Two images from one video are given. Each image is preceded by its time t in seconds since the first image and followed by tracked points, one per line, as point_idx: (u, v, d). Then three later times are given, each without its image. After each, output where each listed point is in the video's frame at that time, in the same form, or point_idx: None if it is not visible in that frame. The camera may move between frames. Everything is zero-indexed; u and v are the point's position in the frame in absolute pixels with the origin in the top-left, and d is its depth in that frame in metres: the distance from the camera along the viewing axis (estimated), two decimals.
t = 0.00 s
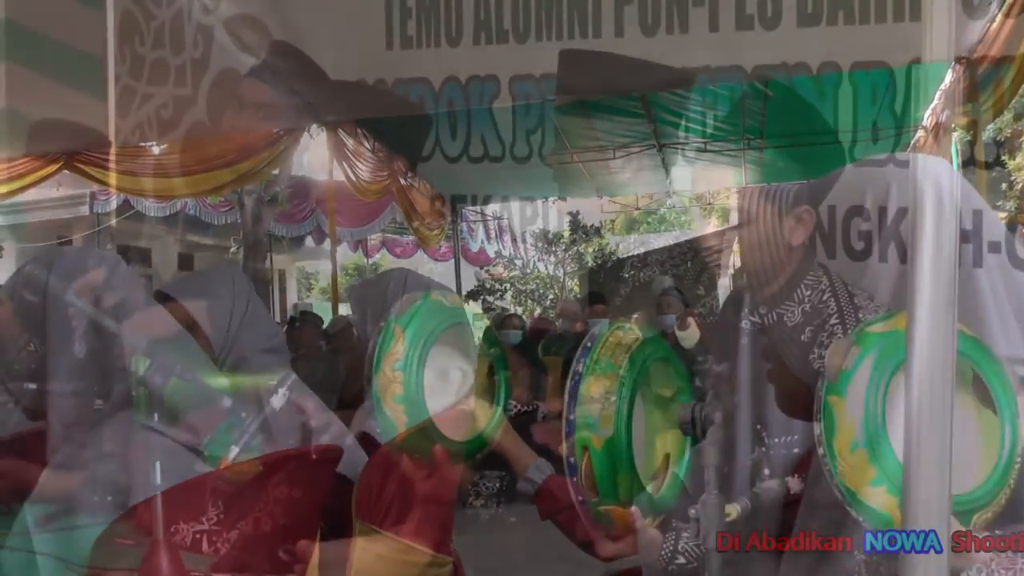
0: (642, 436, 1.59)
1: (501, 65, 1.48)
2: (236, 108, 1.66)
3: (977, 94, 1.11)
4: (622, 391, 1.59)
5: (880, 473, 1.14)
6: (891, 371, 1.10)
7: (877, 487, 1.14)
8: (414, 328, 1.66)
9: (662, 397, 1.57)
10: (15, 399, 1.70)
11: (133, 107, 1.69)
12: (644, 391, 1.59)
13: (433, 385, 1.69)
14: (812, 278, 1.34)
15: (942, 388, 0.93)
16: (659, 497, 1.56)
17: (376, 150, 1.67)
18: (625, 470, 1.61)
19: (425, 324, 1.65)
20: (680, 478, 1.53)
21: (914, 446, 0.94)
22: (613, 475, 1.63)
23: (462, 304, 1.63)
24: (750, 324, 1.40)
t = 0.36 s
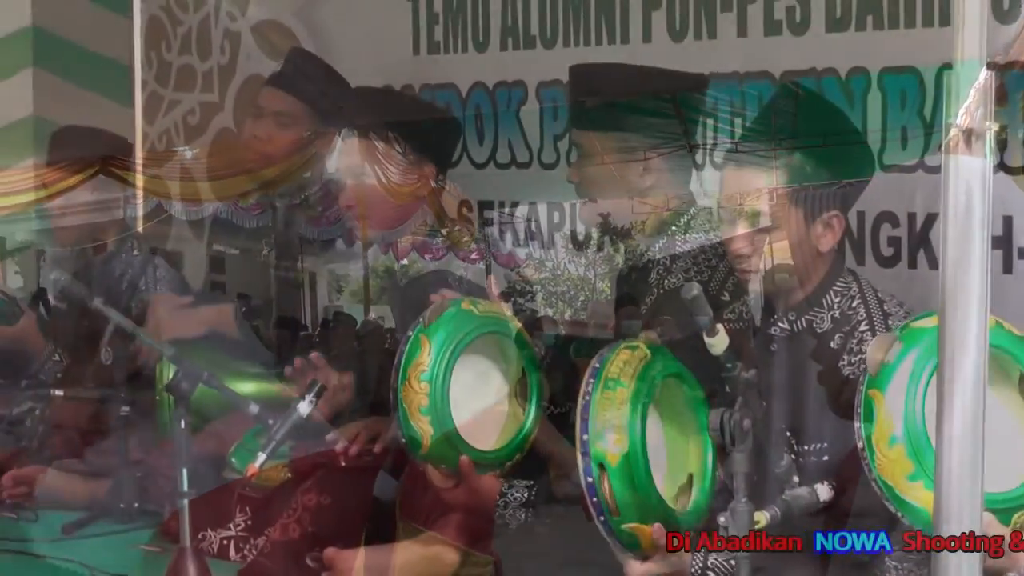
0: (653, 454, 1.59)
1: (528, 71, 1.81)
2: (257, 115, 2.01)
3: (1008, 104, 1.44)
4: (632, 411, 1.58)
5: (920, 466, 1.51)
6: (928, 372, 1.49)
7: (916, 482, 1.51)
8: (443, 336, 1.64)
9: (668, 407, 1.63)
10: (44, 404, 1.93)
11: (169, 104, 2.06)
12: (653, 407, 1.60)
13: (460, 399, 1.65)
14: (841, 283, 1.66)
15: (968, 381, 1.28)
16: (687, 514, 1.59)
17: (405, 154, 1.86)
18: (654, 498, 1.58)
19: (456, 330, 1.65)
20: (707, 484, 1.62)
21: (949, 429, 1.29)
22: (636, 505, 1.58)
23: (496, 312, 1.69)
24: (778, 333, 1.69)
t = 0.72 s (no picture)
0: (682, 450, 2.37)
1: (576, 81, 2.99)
2: (282, 115, 3.68)
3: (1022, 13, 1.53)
4: (661, 406, 2.36)
5: (958, 477, 2.11)
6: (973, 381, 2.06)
7: (957, 500, 2.13)
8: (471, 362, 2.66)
9: (693, 400, 2.48)
10: (64, 409, 3.66)
11: (184, 116, 4.02)
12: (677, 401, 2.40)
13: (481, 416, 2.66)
14: (879, 289, 2.53)
15: (1015, 378, 1.65)
16: (717, 505, 2.40)
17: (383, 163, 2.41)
18: (687, 494, 2.35)
19: (481, 357, 2.68)
20: (731, 475, 2.44)
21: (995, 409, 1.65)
22: (666, 492, 2.34)
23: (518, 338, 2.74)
24: (816, 335, 2.54)
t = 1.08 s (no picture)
0: (707, 453, 2.16)
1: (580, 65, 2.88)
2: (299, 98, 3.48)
3: None
4: (685, 408, 2.13)
5: (996, 457, 1.94)
6: (1009, 365, 1.98)
7: (992, 481, 1.95)
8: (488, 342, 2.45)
9: (715, 402, 2.26)
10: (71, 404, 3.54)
11: (200, 104, 3.98)
12: (700, 406, 2.17)
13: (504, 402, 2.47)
14: (910, 284, 2.32)
15: None
16: (743, 511, 2.19)
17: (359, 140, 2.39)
18: (721, 501, 2.13)
19: (501, 335, 2.46)
20: (754, 484, 2.23)
21: None
22: (694, 498, 2.11)
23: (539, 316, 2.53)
24: (845, 332, 2.34)
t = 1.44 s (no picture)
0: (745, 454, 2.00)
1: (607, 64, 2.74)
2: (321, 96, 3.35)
3: None
4: (723, 405, 1.97)
5: None
6: None
7: None
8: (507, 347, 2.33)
9: (756, 399, 2.10)
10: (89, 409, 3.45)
11: (218, 101, 3.90)
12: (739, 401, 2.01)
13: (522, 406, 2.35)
14: (948, 285, 2.16)
15: None
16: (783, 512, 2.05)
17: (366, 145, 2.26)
18: (757, 501, 1.98)
19: (520, 338, 2.34)
20: (794, 482, 2.10)
21: None
22: (728, 500, 1.97)
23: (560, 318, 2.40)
24: (880, 334, 2.19)
